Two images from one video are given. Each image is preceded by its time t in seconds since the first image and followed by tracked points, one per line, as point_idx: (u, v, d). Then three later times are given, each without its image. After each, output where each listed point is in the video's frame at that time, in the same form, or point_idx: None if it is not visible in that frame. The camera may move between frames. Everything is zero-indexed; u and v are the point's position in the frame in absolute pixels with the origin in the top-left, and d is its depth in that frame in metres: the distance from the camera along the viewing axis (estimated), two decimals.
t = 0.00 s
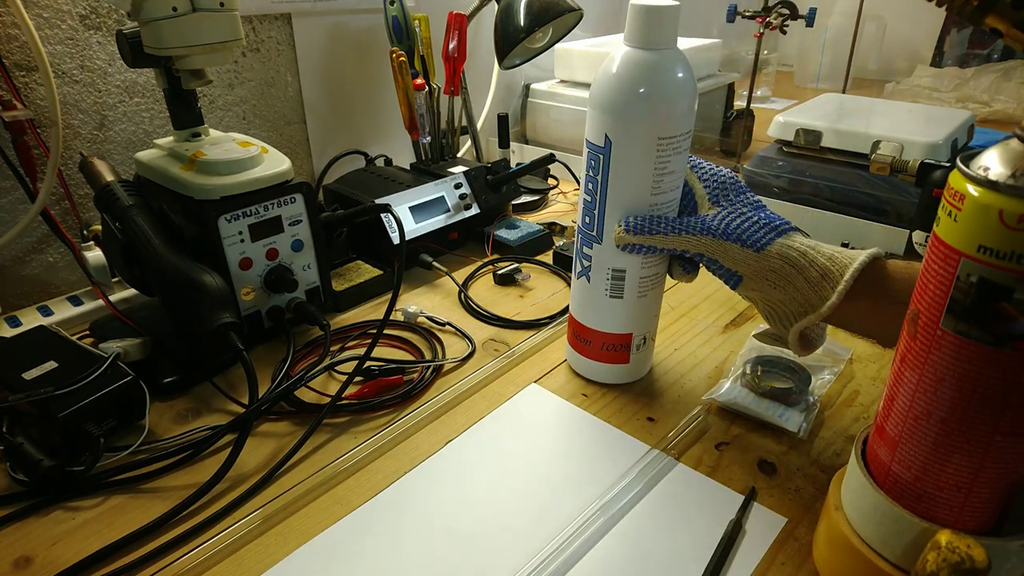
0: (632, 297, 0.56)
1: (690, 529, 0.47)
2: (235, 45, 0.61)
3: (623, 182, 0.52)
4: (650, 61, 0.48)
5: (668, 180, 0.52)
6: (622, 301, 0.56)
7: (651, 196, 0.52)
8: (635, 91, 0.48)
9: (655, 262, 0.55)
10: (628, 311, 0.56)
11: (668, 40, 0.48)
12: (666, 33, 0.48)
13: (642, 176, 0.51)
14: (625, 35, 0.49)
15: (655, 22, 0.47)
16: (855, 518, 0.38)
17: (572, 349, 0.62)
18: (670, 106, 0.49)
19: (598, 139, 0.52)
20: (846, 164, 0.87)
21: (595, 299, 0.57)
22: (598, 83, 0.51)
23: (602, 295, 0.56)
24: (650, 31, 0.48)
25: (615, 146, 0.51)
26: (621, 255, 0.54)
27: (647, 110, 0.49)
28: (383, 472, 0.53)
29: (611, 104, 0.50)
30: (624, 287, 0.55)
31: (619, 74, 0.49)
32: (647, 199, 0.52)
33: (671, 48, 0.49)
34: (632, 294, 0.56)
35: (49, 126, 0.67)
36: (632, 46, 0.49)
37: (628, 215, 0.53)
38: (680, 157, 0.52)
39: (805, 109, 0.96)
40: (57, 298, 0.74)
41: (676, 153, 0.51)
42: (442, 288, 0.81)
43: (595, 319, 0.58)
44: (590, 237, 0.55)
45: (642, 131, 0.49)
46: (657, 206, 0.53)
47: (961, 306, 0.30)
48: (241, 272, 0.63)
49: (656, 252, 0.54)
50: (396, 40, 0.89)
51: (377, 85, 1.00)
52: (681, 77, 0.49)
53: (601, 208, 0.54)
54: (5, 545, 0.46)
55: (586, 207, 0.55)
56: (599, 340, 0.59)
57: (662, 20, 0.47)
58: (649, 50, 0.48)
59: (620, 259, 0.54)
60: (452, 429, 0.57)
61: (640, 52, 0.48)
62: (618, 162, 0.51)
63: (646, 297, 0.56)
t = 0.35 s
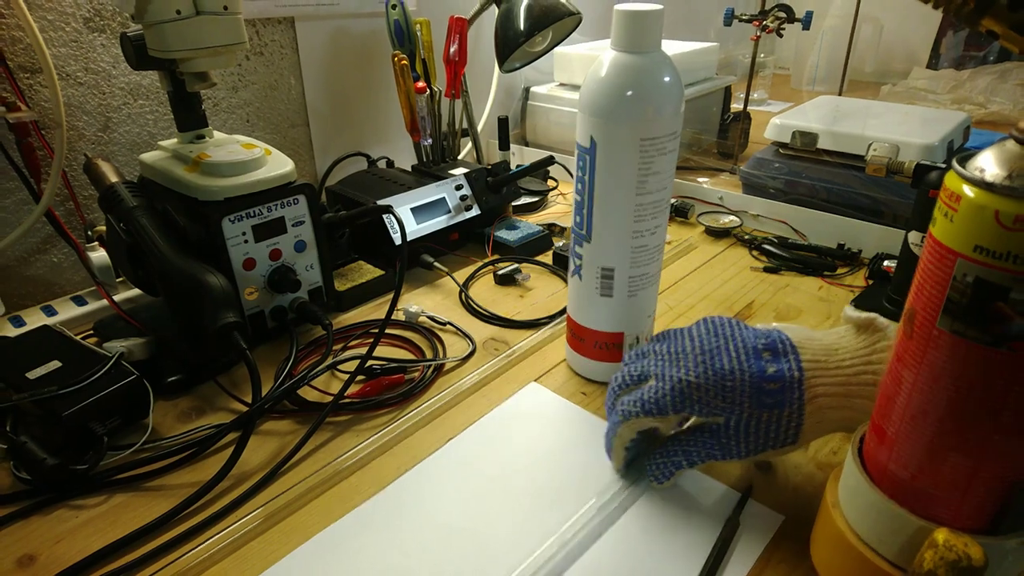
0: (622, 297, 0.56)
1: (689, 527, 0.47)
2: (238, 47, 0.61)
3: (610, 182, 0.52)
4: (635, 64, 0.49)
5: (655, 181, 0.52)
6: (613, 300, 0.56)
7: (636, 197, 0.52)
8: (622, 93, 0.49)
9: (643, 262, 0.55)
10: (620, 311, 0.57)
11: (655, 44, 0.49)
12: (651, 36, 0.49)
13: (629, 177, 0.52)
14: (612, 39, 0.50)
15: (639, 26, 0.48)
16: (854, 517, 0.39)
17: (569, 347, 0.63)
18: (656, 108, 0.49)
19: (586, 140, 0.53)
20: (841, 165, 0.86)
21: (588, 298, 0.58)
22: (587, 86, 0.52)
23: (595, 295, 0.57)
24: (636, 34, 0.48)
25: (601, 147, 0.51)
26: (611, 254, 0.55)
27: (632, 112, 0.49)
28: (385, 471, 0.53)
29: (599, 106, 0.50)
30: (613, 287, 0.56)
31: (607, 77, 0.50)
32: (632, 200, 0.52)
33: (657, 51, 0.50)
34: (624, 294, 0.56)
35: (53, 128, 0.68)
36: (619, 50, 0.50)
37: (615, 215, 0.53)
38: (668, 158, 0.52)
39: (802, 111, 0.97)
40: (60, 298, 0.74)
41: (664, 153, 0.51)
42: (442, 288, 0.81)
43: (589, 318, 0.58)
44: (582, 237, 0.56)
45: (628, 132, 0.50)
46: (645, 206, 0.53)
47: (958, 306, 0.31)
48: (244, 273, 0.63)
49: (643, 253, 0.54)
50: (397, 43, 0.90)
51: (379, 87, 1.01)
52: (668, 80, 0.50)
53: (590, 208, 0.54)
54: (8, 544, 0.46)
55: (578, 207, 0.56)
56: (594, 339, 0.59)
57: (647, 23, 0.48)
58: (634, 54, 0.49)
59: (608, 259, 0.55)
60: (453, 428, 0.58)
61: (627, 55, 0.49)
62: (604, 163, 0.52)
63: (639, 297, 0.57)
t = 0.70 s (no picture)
0: (623, 297, 0.56)
1: (689, 527, 0.47)
2: (236, 46, 0.61)
3: (610, 181, 0.52)
4: (635, 63, 0.49)
5: (655, 180, 0.52)
6: (613, 300, 0.56)
7: (636, 196, 0.52)
8: (622, 91, 0.49)
9: (644, 262, 0.55)
10: (620, 311, 0.57)
11: (655, 42, 0.49)
12: (652, 34, 0.48)
13: (629, 176, 0.51)
14: (613, 36, 0.49)
15: (639, 23, 0.48)
16: (855, 518, 0.39)
17: (569, 347, 0.63)
18: (657, 107, 0.49)
19: (586, 139, 0.52)
20: (844, 165, 0.86)
21: (588, 298, 0.57)
22: (587, 84, 0.51)
23: (596, 295, 0.57)
24: (637, 32, 0.48)
25: (601, 146, 0.51)
26: (611, 253, 0.54)
27: (633, 110, 0.49)
28: (384, 472, 0.53)
29: (599, 104, 0.50)
30: (614, 287, 0.56)
31: (607, 75, 0.50)
32: (632, 200, 0.52)
33: (658, 49, 0.49)
34: (624, 294, 0.56)
35: (51, 126, 0.68)
36: (619, 48, 0.49)
37: (615, 214, 0.53)
38: (669, 157, 0.52)
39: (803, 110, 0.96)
40: (58, 298, 0.74)
41: (664, 152, 0.51)
42: (442, 288, 0.81)
43: (589, 318, 0.58)
44: (582, 236, 0.56)
45: (628, 130, 0.50)
46: (645, 205, 0.52)
47: (960, 306, 0.30)
48: (242, 273, 0.63)
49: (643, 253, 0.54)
50: (396, 41, 0.89)
51: (378, 86, 1.00)
52: (668, 78, 0.49)
53: (590, 207, 0.54)
54: (6, 545, 0.46)
55: (578, 206, 0.55)
56: (594, 339, 0.59)
57: (647, 21, 0.48)
58: (635, 52, 0.49)
59: (609, 259, 0.55)
60: (452, 429, 0.57)
61: (627, 53, 0.49)
62: (603, 163, 0.52)
63: (639, 297, 0.56)
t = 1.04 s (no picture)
0: (622, 297, 0.56)
1: (689, 526, 0.47)
2: (236, 46, 0.61)
3: (610, 181, 0.52)
4: (635, 62, 0.49)
5: (655, 180, 0.52)
6: (614, 300, 0.56)
7: (636, 196, 0.52)
8: (622, 91, 0.49)
9: (644, 263, 0.55)
10: (620, 311, 0.56)
11: (656, 42, 0.49)
12: (651, 33, 0.48)
13: (629, 176, 0.51)
14: (613, 36, 0.49)
15: (639, 23, 0.48)
16: (854, 518, 0.39)
17: (569, 347, 0.63)
18: (657, 107, 0.49)
19: (586, 138, 0.52)
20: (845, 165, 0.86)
21: (588, 298, 0.57)
22: (587, 84, 0.51)
23: (596, 295, 0.57)
24: (637, 32, 0.48)
25: (601, 146, 0.51)
26: (611, 253, 0.54)
27: (633, 110, 0.49)
28: (384, 472, 0.53)
29: (599, 104, 0.50)
30: (614, 287, 0.56)
31: (607, 75, 0.50)
32: (632, 199, 0.52)
33: (657, 49, 0.49)
34: (624, 294, 0.56)
35: (51, 126, 0.68)
36: (619, 48, 0.49)
37: (616, 214, 0.53)
38: (669, 157, 0.52)
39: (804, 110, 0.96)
40: (58, 299, 0.74)
41: (664, 152, 0.51)
42: (442, 288, 0.81)
43: (589, 318, 0.58)
44: (582, 236, 0.56)
45: (628, 130, 0.50)
46: (645, 205, 0.52)
47: (960, 306, 0.30)
48: (242, 273, 0.63)
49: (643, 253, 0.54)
50: (396, 41, 0.89)
51: (377, 86, 1.00)
52: (668, 78, 0.49)
53: (590, 207, 0.54)
54: (6, 545, 0.46)
55: (578, 206, 0.55)
56: (594, 339, 0.59)
57: (647, 21, 0.48)
58: (635, 52, 0.49)
59: (609, 259, 0.55)
60: (452, 429, 0.57)
61: (628, 53, 0.49)
62: (603, 162, 0.52)
63: (639, 297, 0.56)
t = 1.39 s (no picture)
0: (622, 297, 0.56)
1: (689, 526, 0.47)
2: (236, 46, 0.61)
3: (610, 181, 0.52)
4: (635, 63, 0.49)
5: (655, 180, 0.52)
6: (613, 300, 0.56)
7: (637, 197, 0.52)
8: (622, 91, 0.49)
9: (646, 263, 0.55)
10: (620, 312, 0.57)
11: (655, 42, 0.49)
12: (651, 33, 0.48)
13: (629, 175, 0.51)
14: (613, 36, 0.49)
15: (639, 23, 0.48)
16: (854, 518, 0.39)
17: (569, 347, 0.63)
18: (657, 106, 0.49)
19: (586, 138, 0.52)
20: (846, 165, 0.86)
21: (587, 298, 0.57)
22: (587, 84, 0.51)
23: (595, 294, 0.57)
24: (636, 32, 0.48)
25: (602, 145, 0.51)
26: (611, 253, 0.54)
27: (633, 110, 0.49)
28: (384, 472, 0.53)
29: (599, 104, 0.50)
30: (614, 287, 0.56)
31: (607, 75, 0.50)
32: (632, 199, 0.52)
33: (657, 49, 0.49)
34: (623, 294, 0.56)
35: (51, 127, 0.68)
36: (619, 48, 0.49)
37: (617, 214, 0.53)
38: (669, 157, 0.52)
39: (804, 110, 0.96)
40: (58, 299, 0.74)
41: (664, 152, 0.51)
42: (442, 288, 0.81)
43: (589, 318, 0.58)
44: (582, 236, 0.56)
45: (629, 130, 0.50)
46: (645, 205, 0.52)
47: (960, 306, 0.30)
48: (242, 273, 0.63)
49: (643, 253, 0.54)
50: (396, 41, 0.89)
51: (378, 86, 1.00)
52: (668, 78, 0.49)
53: (591, 207, 0.54)
54: (7, 545, 0.46)
55: (579, 206, 0.55)
56: (594, 339, 0.59)
57: (647, 20, 0.48)
58: (634, 52, 0.49)
59: (609, 259, 0.55)
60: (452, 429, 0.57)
61: (627, 53, 0.49)
62: (604, 162, 0.52)
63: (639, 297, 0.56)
